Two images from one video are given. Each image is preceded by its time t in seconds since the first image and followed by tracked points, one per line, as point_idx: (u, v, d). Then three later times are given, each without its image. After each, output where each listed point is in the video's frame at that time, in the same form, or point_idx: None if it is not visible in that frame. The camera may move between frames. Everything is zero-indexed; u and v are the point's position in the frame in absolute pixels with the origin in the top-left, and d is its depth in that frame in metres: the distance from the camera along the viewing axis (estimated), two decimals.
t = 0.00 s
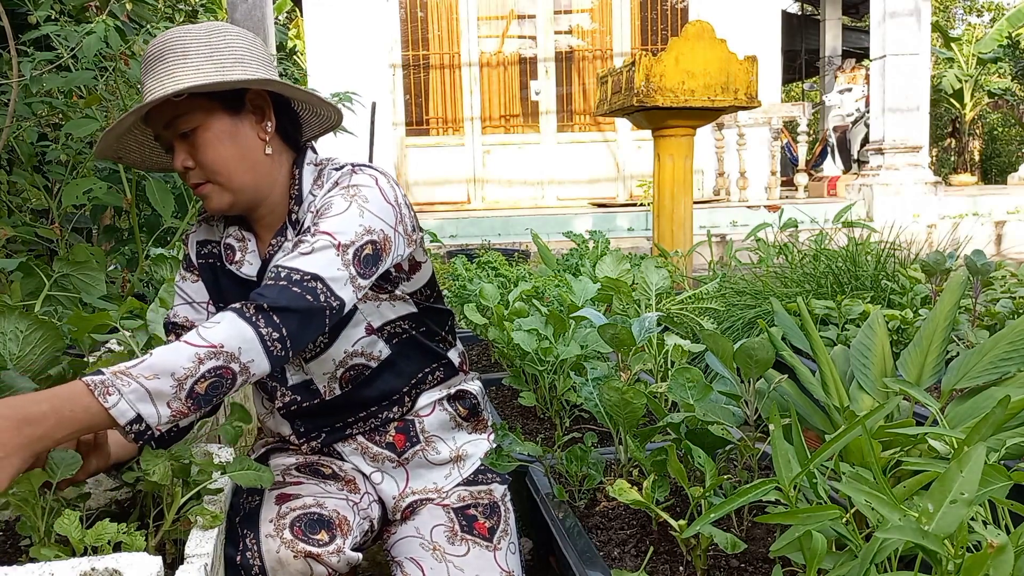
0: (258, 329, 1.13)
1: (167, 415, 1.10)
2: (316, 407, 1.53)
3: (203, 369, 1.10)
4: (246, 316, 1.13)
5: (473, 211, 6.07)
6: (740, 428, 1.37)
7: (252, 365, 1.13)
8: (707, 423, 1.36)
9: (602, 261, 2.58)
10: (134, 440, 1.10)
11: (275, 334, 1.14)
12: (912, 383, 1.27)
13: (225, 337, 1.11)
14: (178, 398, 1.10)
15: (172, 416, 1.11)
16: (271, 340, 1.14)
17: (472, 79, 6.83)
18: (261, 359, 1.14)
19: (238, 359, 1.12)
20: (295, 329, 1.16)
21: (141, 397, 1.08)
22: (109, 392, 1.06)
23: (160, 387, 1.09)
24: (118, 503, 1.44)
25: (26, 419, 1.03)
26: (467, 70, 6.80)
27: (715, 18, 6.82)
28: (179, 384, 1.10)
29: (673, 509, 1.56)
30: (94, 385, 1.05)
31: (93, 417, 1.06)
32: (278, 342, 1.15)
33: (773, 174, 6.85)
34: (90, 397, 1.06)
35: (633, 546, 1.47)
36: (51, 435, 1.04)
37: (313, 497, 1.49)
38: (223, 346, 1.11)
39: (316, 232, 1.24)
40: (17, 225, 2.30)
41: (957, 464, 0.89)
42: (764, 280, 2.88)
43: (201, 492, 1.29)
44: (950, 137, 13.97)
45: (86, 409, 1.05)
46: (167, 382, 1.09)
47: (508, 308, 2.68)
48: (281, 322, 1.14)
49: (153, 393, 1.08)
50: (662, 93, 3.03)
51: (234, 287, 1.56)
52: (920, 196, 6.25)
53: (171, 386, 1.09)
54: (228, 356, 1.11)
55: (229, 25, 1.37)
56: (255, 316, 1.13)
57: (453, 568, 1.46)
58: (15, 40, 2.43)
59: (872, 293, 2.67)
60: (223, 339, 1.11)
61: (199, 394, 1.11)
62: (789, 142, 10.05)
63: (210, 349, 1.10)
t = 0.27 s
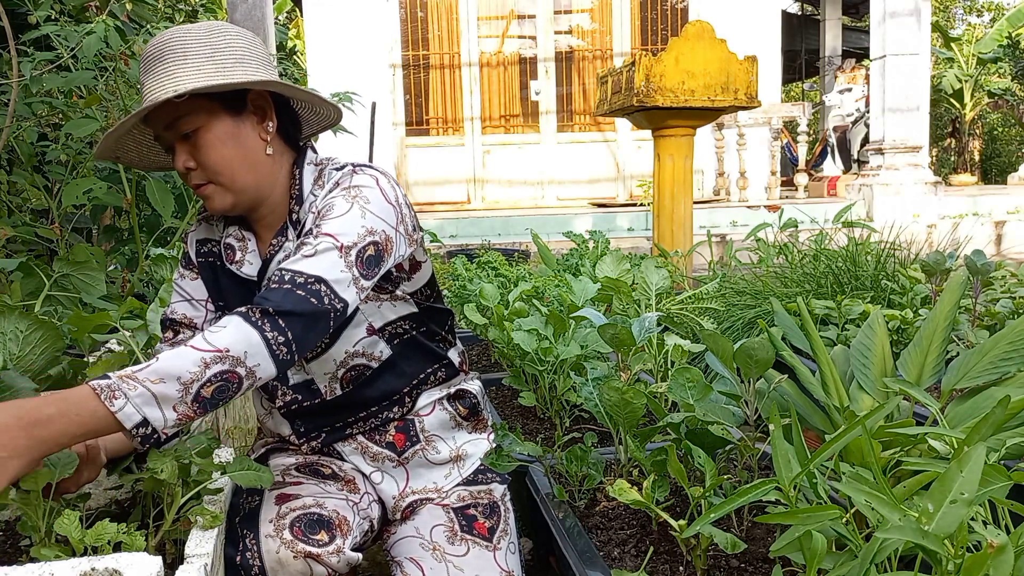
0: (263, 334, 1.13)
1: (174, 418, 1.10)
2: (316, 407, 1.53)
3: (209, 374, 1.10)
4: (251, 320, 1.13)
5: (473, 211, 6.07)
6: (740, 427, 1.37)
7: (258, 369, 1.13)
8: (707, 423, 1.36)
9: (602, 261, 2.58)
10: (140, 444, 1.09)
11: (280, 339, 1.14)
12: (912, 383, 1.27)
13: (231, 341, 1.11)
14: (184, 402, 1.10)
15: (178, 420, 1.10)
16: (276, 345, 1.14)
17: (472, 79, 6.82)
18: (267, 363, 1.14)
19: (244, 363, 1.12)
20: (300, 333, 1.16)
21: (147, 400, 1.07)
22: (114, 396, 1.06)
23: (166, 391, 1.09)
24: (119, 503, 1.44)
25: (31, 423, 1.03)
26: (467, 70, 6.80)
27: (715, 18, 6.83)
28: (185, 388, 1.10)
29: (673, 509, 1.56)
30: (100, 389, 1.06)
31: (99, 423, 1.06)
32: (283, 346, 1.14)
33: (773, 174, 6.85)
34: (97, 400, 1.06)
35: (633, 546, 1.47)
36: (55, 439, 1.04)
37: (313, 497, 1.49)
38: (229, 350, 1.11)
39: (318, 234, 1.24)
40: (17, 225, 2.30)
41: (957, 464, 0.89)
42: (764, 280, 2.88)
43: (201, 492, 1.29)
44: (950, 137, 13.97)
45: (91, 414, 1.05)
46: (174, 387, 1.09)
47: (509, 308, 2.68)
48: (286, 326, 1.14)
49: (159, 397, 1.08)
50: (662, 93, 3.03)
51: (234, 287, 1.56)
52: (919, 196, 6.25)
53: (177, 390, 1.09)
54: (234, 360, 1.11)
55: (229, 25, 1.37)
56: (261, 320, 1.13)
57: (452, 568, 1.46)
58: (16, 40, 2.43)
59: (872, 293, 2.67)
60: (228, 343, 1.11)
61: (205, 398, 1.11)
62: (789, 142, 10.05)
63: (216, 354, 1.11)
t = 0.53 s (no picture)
0: (342, 323, 1.03)
1: (251, 379, 0.97)
2: (315, 410, 1.53)
3: (292, 348, 0.98)
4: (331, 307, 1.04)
5: (473, 211, 6.07)
6: (740, 427, 1.37)
7: (334, 362, 1.01)
8: (707, 423, 1.36)
9: (603, 261, 2.58)
10: (209, 389, 0.96)
11: (356, 332, 1.04)
12: (912, 384, 1.27)
13: (323, 325, 1.00)
14: (265, 366, 0.97)
15: (252, 385, 0.97)
16: (352, 336, 1.03)
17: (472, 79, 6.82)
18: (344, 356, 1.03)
19: (327, 347, 1.00)
20: (372, 327, 1.06)
21: (239, 347, 0.96)
22: (211, 330, 0.95)
23: (253, 348, 0.96)
24: (119, 503, 1.43)
25: (135, 332, 0.90)
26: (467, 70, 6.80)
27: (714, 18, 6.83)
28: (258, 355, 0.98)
29: (673, 509, 1.56)
30: (199, 320, 0.95)
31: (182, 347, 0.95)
32: (359, 343, 1.04)
33: (773, 174, 6.85)
34: (195, 327, 0.94)
35: (633, 546, 1.47)
36: (144, 352, 0.92)
37: (313, 498, 1.50)
38: (316, 332, 1.00)
39: (352, 237, 1.21)
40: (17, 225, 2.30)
41: (957, 464, 0.89)
42: (765, 280, 2.88)
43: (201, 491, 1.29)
44: (950, 137, 13.97)
45: (179, 331, 0.93)
46: (261, 347, 0.97)
47: (509, 308, 2.68)
48: (362, 322, 1.05)
49: (249, 349, 0.96)
50: (662, 93, 3.03)
51: (236, 288, 1.56)
52: (920, 196, 6.24)
53: (262, 351, 0.97)
54: (317, 343, 0.99)
55: (231, 25, 1.38)
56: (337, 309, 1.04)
57: (452, 568, 1.47)
58: (16, 40, 2.43)
59: (872, 293, 2.67)
60: (315, 324, 1.00)
61: (282, 371, 0.98)
62: (789, 142, 10.05)
63: (304, 330, 0.99)
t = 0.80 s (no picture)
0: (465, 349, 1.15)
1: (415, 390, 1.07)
2: (323, 405, 1.50)
3: (447, 367, 1.10)
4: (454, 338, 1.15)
5: (473, 211, 6.07)
6: (740, 428, 1.37)
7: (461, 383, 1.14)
8: (707, 423, 1.36)
9: (602, 261, 2.58)
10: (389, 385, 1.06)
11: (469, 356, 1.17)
12: (912, 383, 1.27)
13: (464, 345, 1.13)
14: (427, 378, 1.08)
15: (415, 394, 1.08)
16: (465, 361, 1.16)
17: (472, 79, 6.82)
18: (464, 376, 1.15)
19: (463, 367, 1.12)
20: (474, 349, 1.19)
21: (423, 355, 1.06)
22: (411, 339, 1.04)
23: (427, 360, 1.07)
24: (118, 503, 1.43)
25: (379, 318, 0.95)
26: (467, 70, 6.80)
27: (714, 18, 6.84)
28: (418, 373, 1.07)
29: (673, 509, 1.56)
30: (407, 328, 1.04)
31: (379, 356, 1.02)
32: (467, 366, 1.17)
33: (773, 174, 6.85)
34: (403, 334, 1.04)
35: (633, 546, 1.47)
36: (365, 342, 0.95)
37: (314, 495, 1.47)
38: (463, 353, 1.12)
39: (417, 255, 1.27)
40: (17, 225, 2.30)
41: (957, 464, 0.89)
42: (765, 280, 2.88)
43: (201, 492, 1.28)
44: (950, 137, 13.97)
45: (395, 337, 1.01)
46: (431, 361, 1.08)
47: (509, 308, 2.69)
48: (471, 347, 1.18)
49: (426, 359, 1.07)
50: (662, 93, 3.03)
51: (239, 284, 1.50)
52: (920, 196, 6.24)
53: (428, 368, 1.08)
54: (459, 367, 1.12)
55: (252, 23, 1.38)
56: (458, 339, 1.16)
57: (453, 567, 1.45)
58: (16, 40, 2.43)
59: (872, 293, 2.67)
60: (459, 350, 1.12)
61: (437, 384, 1.10)
62: (789, 142, 10.05)
63: (454, 353, 1.11)
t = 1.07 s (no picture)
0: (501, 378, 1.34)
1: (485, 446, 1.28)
2: (338, 400, 1.49)
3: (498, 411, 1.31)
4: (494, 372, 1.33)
5: (473, 211, 6.06)
6: (739, 428, 1.37)
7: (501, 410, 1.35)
8: (707, 423, 1.35)
9: (602, 261, 2.58)
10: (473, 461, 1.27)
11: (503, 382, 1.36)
12: (912, 383, 1.27)
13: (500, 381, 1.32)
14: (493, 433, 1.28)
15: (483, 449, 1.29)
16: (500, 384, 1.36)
17: (472, 79, 6.82)
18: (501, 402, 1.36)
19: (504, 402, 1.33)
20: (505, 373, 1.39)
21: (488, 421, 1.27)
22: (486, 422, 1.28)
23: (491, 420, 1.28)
24: (119, 503, 1.43)
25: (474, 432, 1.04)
26: (467, 70, 6.79)
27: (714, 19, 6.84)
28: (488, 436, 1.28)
29: (673, 509, 1.56)
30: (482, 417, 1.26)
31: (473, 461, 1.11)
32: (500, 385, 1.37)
33: (773, 174, 6.84)
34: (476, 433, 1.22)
35: (633, 546, 1.47)
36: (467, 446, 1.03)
37: (315, 491, 1.44)
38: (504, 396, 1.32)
39: (456, 279, 1.39)
40: (17, 225, 2.30)
41: (957, 464, 0.89)
42: (765, 280, 2.87)
43: (201, 492, 1.28)
44: (950, 137, 13.97)
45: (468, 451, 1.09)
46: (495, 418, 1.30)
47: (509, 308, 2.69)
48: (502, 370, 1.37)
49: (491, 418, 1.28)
50: (662, 93, 3.03)
51: (260, 281, 1.49)
52: (920, 196, 6.23)
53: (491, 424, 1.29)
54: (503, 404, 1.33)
55: (294, 25, 1.41)
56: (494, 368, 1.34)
57: (458, 564, 1.43)
58: (16, 40, 2.43)
59: (872, 293, 2.67)
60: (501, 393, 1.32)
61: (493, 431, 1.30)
62: (789, 143, 10.05)
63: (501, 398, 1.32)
